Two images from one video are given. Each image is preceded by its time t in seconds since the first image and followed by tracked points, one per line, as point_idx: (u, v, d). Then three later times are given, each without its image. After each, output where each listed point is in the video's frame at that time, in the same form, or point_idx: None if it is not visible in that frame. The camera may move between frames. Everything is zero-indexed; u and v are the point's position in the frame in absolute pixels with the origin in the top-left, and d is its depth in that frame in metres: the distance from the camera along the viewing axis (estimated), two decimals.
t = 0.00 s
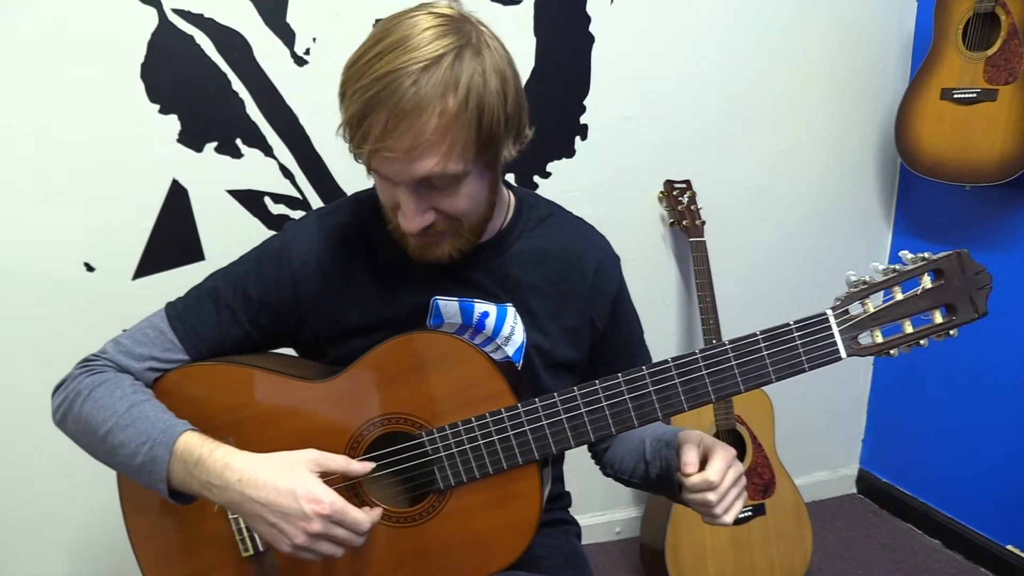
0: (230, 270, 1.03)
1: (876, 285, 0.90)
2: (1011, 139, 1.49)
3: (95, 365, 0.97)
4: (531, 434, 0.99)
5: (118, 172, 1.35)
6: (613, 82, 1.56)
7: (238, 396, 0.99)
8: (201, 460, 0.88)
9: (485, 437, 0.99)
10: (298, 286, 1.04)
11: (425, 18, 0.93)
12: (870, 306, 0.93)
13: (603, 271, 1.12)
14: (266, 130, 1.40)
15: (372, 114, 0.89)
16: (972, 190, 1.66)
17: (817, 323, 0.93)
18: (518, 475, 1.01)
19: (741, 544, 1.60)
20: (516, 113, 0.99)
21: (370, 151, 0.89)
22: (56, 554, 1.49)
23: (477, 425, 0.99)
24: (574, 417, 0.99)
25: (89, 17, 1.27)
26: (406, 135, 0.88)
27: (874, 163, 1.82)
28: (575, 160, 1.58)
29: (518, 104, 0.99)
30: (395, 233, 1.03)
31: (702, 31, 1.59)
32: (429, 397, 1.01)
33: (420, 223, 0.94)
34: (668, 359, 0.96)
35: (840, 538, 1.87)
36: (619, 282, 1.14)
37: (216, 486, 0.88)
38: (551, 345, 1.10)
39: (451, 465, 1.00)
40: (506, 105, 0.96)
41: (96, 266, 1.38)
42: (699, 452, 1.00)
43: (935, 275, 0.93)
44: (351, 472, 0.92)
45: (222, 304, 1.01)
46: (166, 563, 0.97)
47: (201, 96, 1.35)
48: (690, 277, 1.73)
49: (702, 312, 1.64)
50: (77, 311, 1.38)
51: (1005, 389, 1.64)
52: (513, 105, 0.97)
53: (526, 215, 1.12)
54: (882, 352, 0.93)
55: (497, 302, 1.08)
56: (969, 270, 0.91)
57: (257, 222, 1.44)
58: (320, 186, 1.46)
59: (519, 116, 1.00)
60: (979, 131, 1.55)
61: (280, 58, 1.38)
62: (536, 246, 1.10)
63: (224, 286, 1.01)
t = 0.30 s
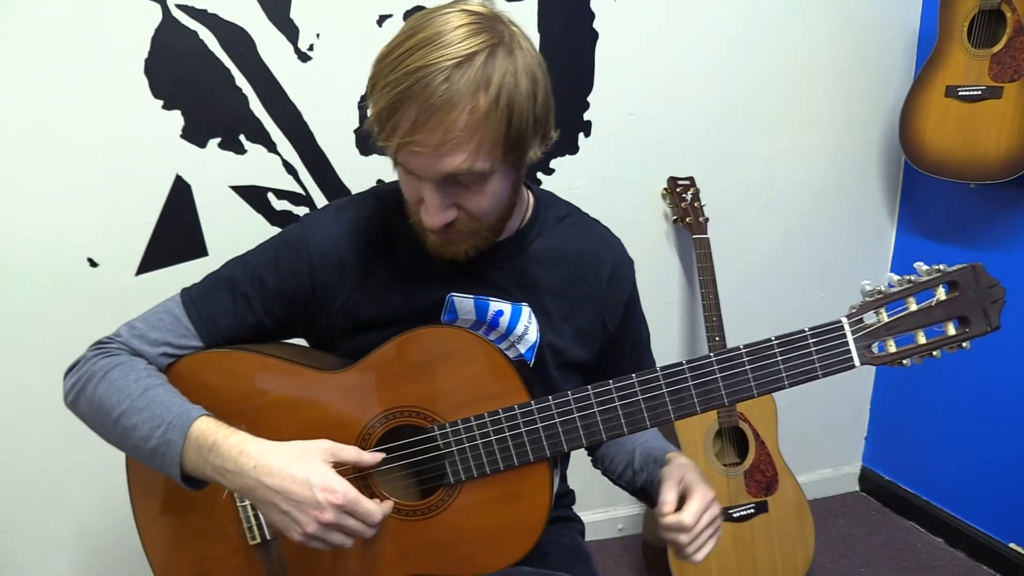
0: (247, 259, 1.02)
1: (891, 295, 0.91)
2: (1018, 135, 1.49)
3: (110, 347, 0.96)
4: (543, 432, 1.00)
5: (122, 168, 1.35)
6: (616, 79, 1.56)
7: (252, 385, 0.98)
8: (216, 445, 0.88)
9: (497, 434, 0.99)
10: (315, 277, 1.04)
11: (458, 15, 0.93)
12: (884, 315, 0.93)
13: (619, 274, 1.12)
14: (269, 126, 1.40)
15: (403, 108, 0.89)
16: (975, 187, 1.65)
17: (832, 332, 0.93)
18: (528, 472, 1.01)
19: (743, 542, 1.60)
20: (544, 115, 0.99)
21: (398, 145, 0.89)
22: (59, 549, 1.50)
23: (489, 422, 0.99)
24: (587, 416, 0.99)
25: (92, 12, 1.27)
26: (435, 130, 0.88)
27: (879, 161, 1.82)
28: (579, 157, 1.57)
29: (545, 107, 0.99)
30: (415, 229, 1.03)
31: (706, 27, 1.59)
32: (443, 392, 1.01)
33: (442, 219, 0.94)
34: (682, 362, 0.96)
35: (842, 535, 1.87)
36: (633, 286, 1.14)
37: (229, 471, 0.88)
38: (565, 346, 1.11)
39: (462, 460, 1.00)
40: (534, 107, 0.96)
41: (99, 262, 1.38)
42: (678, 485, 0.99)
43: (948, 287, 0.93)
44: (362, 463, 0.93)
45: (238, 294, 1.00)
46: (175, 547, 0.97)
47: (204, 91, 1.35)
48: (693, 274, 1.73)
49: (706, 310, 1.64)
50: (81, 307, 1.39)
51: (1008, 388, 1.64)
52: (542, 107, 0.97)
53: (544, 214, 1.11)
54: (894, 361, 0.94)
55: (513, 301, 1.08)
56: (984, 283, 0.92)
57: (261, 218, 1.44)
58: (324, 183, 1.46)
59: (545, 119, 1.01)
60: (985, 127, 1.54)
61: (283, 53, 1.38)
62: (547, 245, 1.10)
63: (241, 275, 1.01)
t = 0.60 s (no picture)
0: (263, 246, 1.02)
1: (902, 305, 0.92)
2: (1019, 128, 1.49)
3: (126, 328, 0.97)
4: (550, 429, 1.00)
5: (122, 166, 1.35)
6: (615, 75, 1.56)
7: (264, 374, 0.99)
8: (223, 431, 0.88)
9: (504, 430, 1.00)
10: (331, 264, 1.04)
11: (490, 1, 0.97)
12: (895, 326, 0.94)
13: (630, 280, 1.14)
14: (269, 124, 1.40)
15: (433, 75, 0.91)
16: (975, 182, 1.66)
17: (843, 340, 0.94)
18: (532, 469, 1.02)
19: (744, 537, 1.61)
20: (569, 105, 1.01)
21: (425, 109, 0.91)
22: (60, 546, 1.50)
23: (498, 416, 1.00)
24: (594, 415, 1.00)
25: (91, 11, 1.27)
26: (462, 95, 0.90)
27: (880, 156, 1.82)
28: (578, 153, 1.57)
29: (571, 98, 1.01)
30: (433, 215, 1.02)
31: (705, 24, 1.59)
32: (453, 386, 1.01)
33: (462, 191, 0.94)
34: (691, 365, 0.97)
35: (842, 530, 1.88)
36: (641, 291, 1.15)
37: (234, 457, 0.88)
38: (575, 345, 1.11)
39: (468, 455, 1.01)
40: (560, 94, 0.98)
41: (100, 260, 1.38)
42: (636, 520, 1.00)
43: (960, 301, 0.94)
44: (366, 456, 0.93)
45: (253, 282, 1.00)
46: (186, 524, 0.98)
47: (203, 88, 1.35)
48: (693, 270, 1.73)
49: (706, 306, 1.64)
50: (83, 305, 1.39)
51: (1009, 384, 1.64)
52: (567, 95, 0.99)
53: (561, 214, 1.12)
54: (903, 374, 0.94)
55: (525, 299, 1.08)
56: (997, 299, 0.92)
57: (261, 215, 1.45)
58: (324, 181, 1.46)
59: (570, 111, 1.02)
60: (985, 122, 1.54)
61: (282, 50, 1.38)
62: (552, 242, 1.10)
63: (257, 263, 1.00)
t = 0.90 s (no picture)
0: (273, 237, 1.01)
1: (907, 309, 0.92)
2: (1015, 124, 1.49)
3: (132, 318, 0.96)
4: (558, 425, 1.01)
5: (120, 164, 1.35)
6: (612, 71, 1.56)
7: (274, 364, 0.99)
8: (237, 415, 0.89)
9: (512, 424, 1.00)
10: (340, 258, 1.03)
11: None
12: (900, 329, 0.95)
13: (630, 279, 1.14)
14: (267, 121, 1.40)
15: (460, 45, 0.94)
16: (972, 177, 1.66)
17: (849, 342, 0.95)
18: (541, 463, 1.02)
19: (741, 532, 1.61)
20: (586, 90, 1.04)
21: (452, 77, 0.93)
22: (58, 544, 1.51)
23: (505, 411, 1.00)
24: (603, 412, 1.00)
25: (87, 9, 1.27)
26: (490, 63, 0.92)
27: (878, 151, 1.82)
28: (576, 150, 1.57)
29: (587, 84, 1.04)
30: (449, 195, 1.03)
31: (702, 20, 1.59)
32: (463, 379, 1.02)
33: (485, 162, 0.95)
34: (700, 364, 0.97)
35: (841, 525, 1.88)
36: (642, 292, 1.16)
37: (249, 441, 0.88)
38: (577, 342, 1.11)
39: (476, 449, 1.01)
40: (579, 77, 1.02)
41: (98, 258, 1.38)
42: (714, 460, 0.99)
43: (964, 305, 0.94)
44: (378, 447, 0.93)
45: (261, 272, 0.99)
46: (180, 525, 0.98)
47: (200, 86, 1.35)
48: (691, 266, 1.74)
49: (703, 302, 1.64)
50: (81, 303, 1.39)
51: (1007, 378, 1.64)
52: (586, 79, 1.03)
53: (566, 212, 1.13)
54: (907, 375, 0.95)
55: (530, 292, 1.08)
56: (999, 304, 0.93)
57: (259, 212, 1.45)
58: (321, 178, 1.46)
59: (585, 97, 1.06)
60: (982, 117, 1.54)
61: (279, 47, 1.38)
62: (552, 238, 1.10)
63: (266, 254, 0.99)
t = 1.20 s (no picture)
0: (262, 239, 1.02)
1: (897, 298, 0.86)
2: (1010, 121, 1.49)
3: (122, 323, 0.98)
4: (550, 422, 1.00)
5: (114, 163, 1.35)
6: (607, 68, 1.56)
7: (264, 366, 1.00)
8: (225, 420, 0.90)
9: (504, 422, 1.00)
10: (329, 259, 1.04)
11: None
12: (889, 318, 0.88)
13: (622, 269, 1.12)
14: (262, 120, 1.40)
15: (515, 45, 0.92)
16: (966, 173, 1.66)
17: (839, 333, 0.89)
18: (533, 460, 1.02)
19: (737, 529, 1.62)
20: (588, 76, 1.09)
21: (520, 78, 0.91)
22: (55, 543, 1.50)
23: (497, 409, 1.00)
24: (594, 407, 1.00)
25: (82, 7, 1.27)
26: (551, 62, 0.93)
27: (873, 148, 1.82)
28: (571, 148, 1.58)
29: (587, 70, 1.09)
30: (488, 199, 1.00)
31: (696, 17, 1.59)
32: (453, 378, 1.02)
33: (552, 161, 0.96)
34: (689, 357, 0.95)
35: (836, 521, 1.89)
36: (636, 280, 1.13)
37: (237, 446, 0.89)
38: (568, 338, 1.09)
39: (468, 448, 1.01)
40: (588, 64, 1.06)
41: (94, 257, 1.38)
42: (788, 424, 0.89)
43: (952, 293, 0.87)
44: (365, 460, 0.94)
45: (250, 274, 1.00)
46: (177, 529, 0.99)
47: (195, 84, 1.35)
48: (686, 263, 1.74)
49: (699, 298, 1.65)
50: (77, 303, 1.39)
51: (1002, 374, 1.65)
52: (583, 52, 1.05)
53: (557, 210, 1.12)
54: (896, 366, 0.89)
55: (521, 290, 1.08)
56: (988, 290, 0.86)
57: (254, 211, 1.45)
58: (317, 177, 1.46)
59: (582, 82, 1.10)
60: (976, 114, 1.54)
61: (274, 46, 1.38)
62: (547, 236, 1.10)
63: (254, 257, 1.01)
